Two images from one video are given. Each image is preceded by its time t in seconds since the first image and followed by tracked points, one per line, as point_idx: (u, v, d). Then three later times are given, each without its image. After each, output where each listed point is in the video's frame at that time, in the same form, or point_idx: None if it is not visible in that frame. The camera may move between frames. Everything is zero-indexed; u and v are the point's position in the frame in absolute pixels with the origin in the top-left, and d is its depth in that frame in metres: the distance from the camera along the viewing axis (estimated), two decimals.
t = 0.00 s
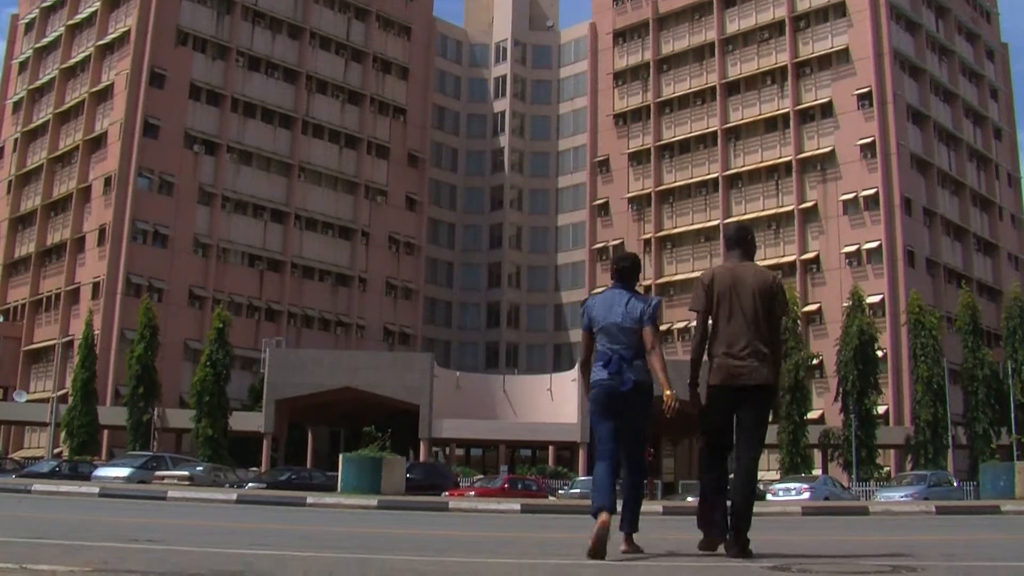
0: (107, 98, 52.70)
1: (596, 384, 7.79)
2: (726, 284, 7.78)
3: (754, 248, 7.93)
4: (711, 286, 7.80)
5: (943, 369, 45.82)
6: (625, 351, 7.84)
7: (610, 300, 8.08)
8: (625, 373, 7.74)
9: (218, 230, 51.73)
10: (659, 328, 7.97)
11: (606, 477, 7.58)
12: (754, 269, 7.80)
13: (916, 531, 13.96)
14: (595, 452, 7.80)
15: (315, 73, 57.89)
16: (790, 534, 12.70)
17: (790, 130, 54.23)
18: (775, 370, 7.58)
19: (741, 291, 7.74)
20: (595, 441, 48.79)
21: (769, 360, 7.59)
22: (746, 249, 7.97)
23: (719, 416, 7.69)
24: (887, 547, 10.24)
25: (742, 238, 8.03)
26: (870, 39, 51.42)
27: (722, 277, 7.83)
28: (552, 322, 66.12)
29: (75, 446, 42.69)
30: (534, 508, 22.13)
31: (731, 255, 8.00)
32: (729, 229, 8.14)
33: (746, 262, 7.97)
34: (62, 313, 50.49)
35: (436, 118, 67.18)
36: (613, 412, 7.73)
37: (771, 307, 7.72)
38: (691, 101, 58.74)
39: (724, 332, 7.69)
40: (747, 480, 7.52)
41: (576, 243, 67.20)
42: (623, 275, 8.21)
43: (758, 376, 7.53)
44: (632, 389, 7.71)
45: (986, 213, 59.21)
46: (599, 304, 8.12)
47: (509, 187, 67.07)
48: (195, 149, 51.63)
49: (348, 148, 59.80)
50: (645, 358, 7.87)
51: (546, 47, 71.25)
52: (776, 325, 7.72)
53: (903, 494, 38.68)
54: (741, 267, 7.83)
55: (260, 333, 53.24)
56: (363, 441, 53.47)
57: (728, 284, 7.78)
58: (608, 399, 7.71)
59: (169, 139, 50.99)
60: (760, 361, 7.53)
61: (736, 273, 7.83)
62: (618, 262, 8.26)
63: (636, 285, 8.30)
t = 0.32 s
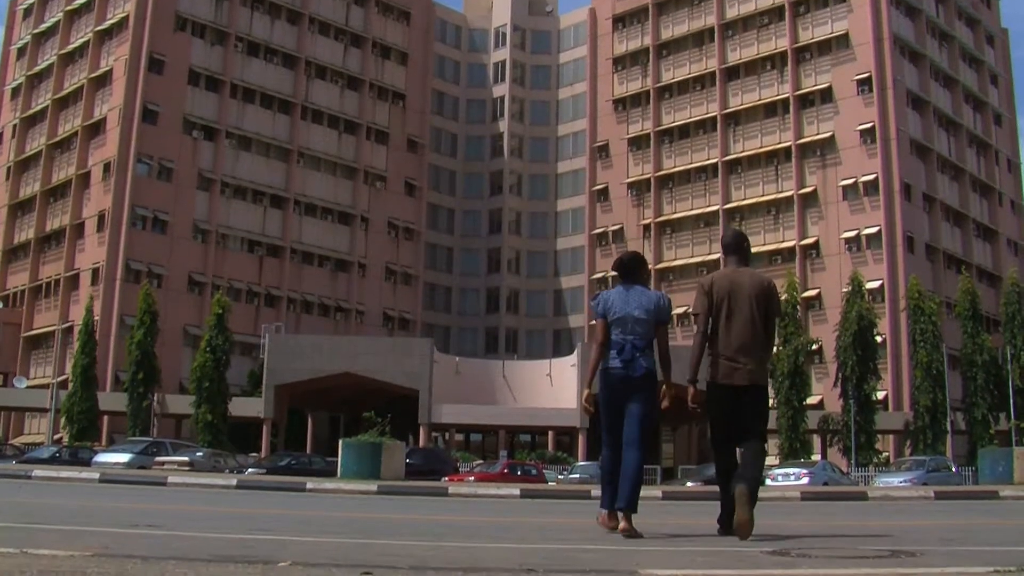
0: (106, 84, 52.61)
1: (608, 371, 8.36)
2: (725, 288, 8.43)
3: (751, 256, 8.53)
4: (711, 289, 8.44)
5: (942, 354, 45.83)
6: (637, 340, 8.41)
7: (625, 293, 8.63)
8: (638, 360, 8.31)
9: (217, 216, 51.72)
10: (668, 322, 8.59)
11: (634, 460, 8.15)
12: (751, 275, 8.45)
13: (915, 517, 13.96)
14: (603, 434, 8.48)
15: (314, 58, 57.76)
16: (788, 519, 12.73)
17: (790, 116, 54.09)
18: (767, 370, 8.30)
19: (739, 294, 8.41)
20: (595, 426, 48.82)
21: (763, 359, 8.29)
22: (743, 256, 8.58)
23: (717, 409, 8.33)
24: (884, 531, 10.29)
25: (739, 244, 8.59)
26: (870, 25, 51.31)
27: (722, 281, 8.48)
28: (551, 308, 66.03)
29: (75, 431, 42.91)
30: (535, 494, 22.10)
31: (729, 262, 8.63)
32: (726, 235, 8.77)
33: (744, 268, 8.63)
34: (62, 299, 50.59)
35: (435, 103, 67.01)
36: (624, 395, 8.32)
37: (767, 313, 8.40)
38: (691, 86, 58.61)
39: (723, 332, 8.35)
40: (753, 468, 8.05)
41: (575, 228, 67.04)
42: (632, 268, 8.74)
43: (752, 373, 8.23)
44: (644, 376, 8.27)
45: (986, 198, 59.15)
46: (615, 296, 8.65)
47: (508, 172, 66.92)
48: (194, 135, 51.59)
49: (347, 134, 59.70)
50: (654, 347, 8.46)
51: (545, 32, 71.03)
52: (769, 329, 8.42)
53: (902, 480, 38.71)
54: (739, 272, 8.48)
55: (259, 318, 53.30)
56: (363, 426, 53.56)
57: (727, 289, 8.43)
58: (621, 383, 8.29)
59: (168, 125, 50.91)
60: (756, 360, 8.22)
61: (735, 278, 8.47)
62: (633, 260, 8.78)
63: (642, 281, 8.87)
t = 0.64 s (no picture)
0: (106, 77, 52.55)
1: (610, 372, 8.64)
2: (723, 292, 8.68)
3: (751, 261, 8.73)
4: (710, 292, 8.71)
5: (941, 347, 45.84)
6: (635, 343, 8.62)
7: (626, 299, 8.84)
8: (637, 363, 8.58)
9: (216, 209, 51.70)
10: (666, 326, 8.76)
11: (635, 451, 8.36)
12: (749, 280, 8.69)
13: (914, 508, 13.96)
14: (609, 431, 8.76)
15: (313, 51, 57.72)
16: (788, 511, 12.75)
17: (790, 108, 54.03)
18: (765, 366, 8.56)
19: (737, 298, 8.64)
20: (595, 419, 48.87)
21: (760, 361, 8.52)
22: (743, 262, 8.81)
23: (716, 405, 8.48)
24: (882, 522, 10.31)
25: (740, 250, 8.80)
26: (870, 17, 51.24)
27: (721, 287, 8.73)
28: (550, 301, 66.04)
29: (75, 424, 43.09)
30: (534, 486, 22.12)
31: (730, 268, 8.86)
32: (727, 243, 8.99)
33: (745, 273, 8.86)
34: (62, 292, 50.68)
35: (434, 95, 66.98)
36: (624, 396, 8.61)
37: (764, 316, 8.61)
38: (691, 78, 58.56)
39: (721, 334, 8.56)
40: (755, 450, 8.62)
41: (574, 220, 67.00)
42: (636, 277, 8.97)
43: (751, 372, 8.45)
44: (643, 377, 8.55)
45: (986, 190, 59.17)
46: (615, 302, 8.87)
47: (507, 164, 66.93)
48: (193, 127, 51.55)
49: (346, 126, 59.67)
50: (652, 349, 8.63)
51: (545, 23, 71.00)
52: (769, 330, 8.63)
53: (900, 472, 38.71)
54: (737, 277, 8.73)
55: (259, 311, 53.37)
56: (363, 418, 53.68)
57: (725, 293, 8.67)
58: (620, 384, 8.58)
59: (167, 117, 50.87)
60: (754, 360, 8.46)
61: (734, 283, 8.72)
62: (636, 271, 9.00)
63: (647, 288, 9.06)
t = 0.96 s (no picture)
0: (105, 70, 52.50)
1: (620, 377, 8.79)
2: (731, 297, 8.76)
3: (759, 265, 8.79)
4: (719, 297, 8.80)
5: (941, 341, 45.82)
6: (644, 349, 8.75)
7: (635, 309, 8.99)
8: (646, 368, 8.70)
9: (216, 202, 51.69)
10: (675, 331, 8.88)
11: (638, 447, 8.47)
12: (756, 282, 8.74)
13: (913, 502, 13.97)
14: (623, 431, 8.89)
15: (313, 44, 57.64)
16: (787, 506, 12.73)
17: (790, 101, 53.99)
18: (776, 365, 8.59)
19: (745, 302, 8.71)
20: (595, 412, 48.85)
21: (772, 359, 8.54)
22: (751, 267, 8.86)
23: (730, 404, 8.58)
24: (880, 517, 10.30)
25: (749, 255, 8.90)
26: (870, 10, 51.15)
27: (730, 291, 8.82)
28: (551, 295, 66.00)
29: (75, 417, 43.19)
30: (534, 479, 22.13)
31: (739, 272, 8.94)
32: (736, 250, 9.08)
33: (753, 277, 8.91)
34: (62, 286, 50.74)
35: (434, 89, 66.97)
36: (636, 400, 8.72)
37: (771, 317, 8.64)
38: (690, 72, 58.50)
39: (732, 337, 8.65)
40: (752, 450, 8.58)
41: (574, 214, 66.95)
42: (648, 288, 9.10)
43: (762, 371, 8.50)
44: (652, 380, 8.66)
45: (986, 184, 59.16)
46: (626, 312, 9.03)
47: (507, 158, 66.90)
48: (193, 121, 51.52)
49: (346, 120, 59.62)
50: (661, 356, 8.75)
51: (545, 16, 70.95)
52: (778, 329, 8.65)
53: (900, 465, 38.70)
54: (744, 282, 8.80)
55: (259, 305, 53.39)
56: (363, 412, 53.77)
57: (734, 297, 8.75)
58: (631, 389, 8.70)
59: (167, 110, 50.85)
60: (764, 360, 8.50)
61: (742, 287, 8.79)
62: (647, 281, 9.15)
63: (662, 299, 9.19)
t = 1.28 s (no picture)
0: (105, 68, 52.49)
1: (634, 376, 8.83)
2: (736, 308, 8.87)
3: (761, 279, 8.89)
4: (725, 310, 8.88)
5: (941, 339, 45.78)
6: (659, 349, 8.78)
7: (649, 310, 9.02)
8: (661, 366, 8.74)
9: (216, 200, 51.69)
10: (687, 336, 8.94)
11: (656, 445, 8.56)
12: (759, 297, 8.86)
13: (912, 501, 14.00)
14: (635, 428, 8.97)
15: (313, 42, 57.64)
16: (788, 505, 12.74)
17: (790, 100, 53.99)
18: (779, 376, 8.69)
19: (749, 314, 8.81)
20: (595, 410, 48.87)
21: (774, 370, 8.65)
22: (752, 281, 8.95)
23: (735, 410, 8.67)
24: (880, 517, 10.30)
25: (751, 270, 9.00)
26: (870, 8, 51.13)
27: (735, 304, 8.92)
28: (550, 293, 66.00)
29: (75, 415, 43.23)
30: (534, 477, 22.15)
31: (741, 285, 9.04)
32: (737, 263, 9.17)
33: (755, 291, 9.01)
34: (61, 284, 50.77)
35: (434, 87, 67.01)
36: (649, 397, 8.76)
37: (774, 331, 8.79)
38: (690, 70, 58.49)
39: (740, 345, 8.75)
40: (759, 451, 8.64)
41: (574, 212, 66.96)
42: (660, 292, 9.15)
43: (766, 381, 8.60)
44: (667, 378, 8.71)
45: (986, 182, 59.22)
46: (639, 313, 9.06)
47: (507, 156, 66.92)
48: (192, 119, 51.50)
49: (346, 118, 59.62)
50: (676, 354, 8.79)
51: (545, 14, 70.97)
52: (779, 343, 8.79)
53: (900, 464, 38.66)
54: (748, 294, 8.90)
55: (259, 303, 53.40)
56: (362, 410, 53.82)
57: (740, 309, 8.85)
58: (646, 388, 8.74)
59: (167, 108, 50.83)
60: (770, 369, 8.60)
61: (747, 300, 8.89)
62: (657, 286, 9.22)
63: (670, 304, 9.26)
